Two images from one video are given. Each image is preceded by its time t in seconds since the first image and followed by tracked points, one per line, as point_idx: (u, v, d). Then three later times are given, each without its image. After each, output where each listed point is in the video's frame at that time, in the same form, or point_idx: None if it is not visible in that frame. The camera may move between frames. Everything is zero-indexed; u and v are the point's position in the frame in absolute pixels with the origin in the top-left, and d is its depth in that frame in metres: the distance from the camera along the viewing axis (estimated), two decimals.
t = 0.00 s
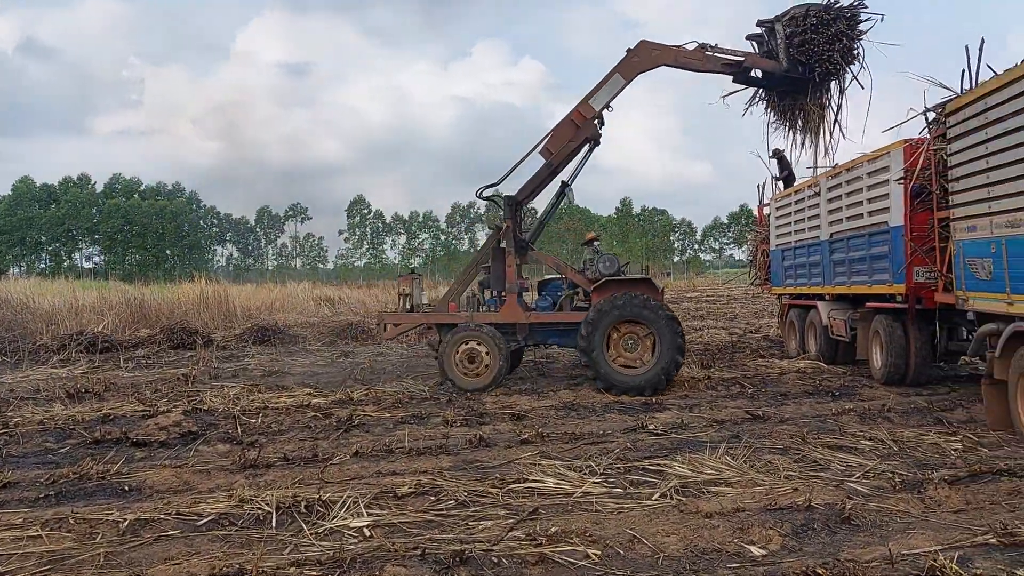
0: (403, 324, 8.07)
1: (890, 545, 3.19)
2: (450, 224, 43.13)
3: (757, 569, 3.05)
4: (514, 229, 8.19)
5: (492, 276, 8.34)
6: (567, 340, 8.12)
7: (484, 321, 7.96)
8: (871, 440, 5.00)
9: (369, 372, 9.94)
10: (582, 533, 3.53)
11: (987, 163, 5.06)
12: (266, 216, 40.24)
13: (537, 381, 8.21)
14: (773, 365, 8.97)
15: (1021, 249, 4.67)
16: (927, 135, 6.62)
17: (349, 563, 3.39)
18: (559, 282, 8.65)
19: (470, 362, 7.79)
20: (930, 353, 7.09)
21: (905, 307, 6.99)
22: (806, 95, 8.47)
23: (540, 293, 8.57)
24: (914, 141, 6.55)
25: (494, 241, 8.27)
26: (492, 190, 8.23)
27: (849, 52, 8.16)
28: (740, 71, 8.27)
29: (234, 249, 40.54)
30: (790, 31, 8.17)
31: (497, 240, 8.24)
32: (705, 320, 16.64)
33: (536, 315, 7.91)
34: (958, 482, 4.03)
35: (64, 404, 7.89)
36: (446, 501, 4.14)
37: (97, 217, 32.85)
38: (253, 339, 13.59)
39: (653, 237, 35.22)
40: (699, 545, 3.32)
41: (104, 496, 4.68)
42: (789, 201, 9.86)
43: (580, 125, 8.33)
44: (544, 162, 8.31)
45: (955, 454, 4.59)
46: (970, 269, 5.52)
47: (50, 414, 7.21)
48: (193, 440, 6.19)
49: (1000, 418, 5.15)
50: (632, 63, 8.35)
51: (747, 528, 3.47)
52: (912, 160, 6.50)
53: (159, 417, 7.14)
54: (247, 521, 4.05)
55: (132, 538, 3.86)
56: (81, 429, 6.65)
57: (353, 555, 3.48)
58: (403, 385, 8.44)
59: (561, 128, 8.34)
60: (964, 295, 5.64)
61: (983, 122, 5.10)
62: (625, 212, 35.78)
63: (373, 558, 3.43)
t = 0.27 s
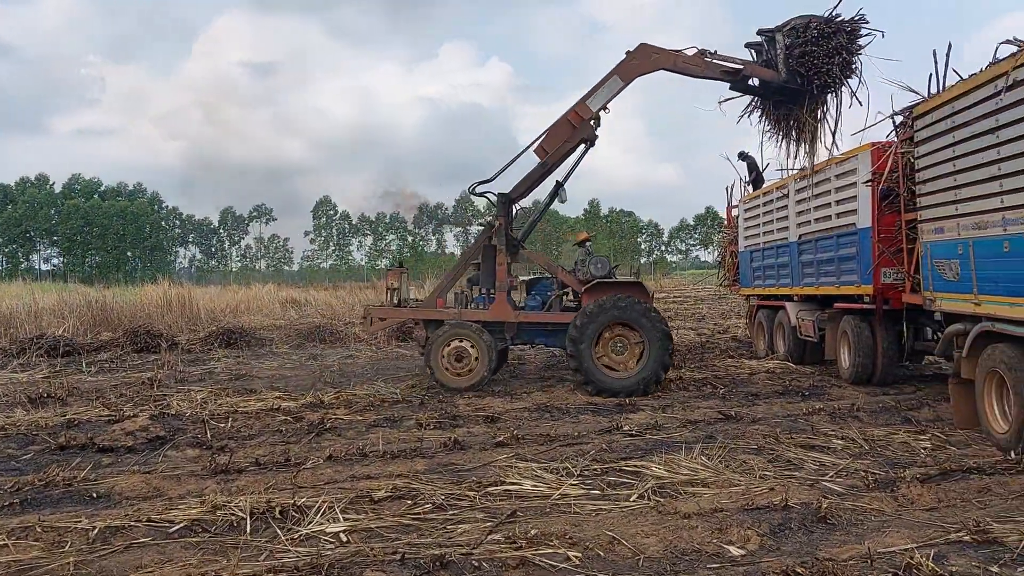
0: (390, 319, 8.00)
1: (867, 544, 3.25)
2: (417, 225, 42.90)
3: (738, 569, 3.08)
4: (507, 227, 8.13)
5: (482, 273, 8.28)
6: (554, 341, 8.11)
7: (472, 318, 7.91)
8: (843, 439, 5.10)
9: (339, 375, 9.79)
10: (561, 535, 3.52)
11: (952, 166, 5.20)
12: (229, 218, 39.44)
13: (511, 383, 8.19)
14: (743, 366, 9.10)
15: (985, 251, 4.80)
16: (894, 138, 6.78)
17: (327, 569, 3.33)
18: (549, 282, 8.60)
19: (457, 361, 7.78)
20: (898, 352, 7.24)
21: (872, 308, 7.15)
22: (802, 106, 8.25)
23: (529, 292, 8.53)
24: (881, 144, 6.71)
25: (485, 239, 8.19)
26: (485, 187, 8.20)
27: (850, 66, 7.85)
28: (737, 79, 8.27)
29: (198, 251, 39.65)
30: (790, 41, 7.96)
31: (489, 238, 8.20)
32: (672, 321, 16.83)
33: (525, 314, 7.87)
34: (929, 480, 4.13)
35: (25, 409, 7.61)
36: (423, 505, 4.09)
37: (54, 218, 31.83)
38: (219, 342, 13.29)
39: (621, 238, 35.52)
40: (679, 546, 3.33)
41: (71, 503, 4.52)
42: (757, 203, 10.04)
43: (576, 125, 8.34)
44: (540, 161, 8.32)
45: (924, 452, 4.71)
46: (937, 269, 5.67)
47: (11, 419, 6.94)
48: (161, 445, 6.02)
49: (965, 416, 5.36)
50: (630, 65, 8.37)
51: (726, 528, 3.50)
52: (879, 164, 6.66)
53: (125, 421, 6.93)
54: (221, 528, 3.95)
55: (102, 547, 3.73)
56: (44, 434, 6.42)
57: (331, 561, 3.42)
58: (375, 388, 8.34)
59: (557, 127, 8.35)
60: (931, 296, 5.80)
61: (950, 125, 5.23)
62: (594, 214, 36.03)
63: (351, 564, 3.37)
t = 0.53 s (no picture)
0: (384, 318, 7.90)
1: (846, 542, 3.28)
2: (392, 224, 42.61)
3: (719, 568, 3.09)
4: (502, 226, 8.08)
5: (476, 272, 8.21)
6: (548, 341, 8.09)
7: (466, 318, 7.83)
8: (820, 438, 5.17)
9: (315, 374, 9.67)
10: (543, 535, 3.51)
11: (928, 167, 5.28)
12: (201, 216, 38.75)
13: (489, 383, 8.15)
14: (720, 365, 9.19)
15: (960, 253, 4.88)
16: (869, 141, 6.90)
17: (306, 571, 3.27)
18: (543, 281, 8.57)
19: (451, 359, 7.68)
20: (872, 352, 7.36)
21: (848, 308, 7.26)
22: (797, 108, 8.32)
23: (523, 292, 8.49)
24: (856, 146, 6.83)
25: (480, 238, 8.13)
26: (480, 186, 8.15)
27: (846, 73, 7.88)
28: (733, 79, 8.34)
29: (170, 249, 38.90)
30: (790, 43, 7.98)
31: (483, 237, 8.13)
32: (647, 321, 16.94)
33: (520, 314, 7.83)
34: (906, 479, 4.20)
35: None
36: (402, 506, 4.04)
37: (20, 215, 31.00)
38: (193, 341, 13.05)
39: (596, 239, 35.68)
40: (660, 546, 3.34)
41: (43, 505, 4.39)
42: (734, 204, 10.15)
43: (573, 125, 8.33)
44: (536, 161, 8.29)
45: (899, 451, 4.79)
46: (913, 270, 5.78)
47: None
48: (134, 445, 5.88)
49: (940, 416, 5.46)
50: (626, 65, 8.40)
51: (706, 527, 3.51)
52: (855, 165, 6.78)
53: (97, 422, 6.75)
54: (197, 530, 3.86)
55: (75, 549, 3.63)
56: (13, 434, 6.24)
57: (310, 562, 3.36)
58: (352, 388, 8.25)
59: (553, 126, 8.34)
60: (906, 296, 5.91)
61: (925, 128, 5.31)
62: (570, 214, 36.14)
63: (331, 566, 3.31)
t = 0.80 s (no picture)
0: (384, 320, 7.85)
1: (832, 545, 3.30)
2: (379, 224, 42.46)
3: (705, 570, 3.09)
4: (503, 227, 8.07)
5: (477, 273, 8.18)
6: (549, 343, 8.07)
7: (468, 320, 7.78)
8: (805, 440, 5.20)
9: (299, 374, 9.58)
10: (529, 537, 3.49)
11: (914, 172, 5.32)
12: (187, 214, 38.35)
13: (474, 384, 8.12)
14: (706, 367, 9.23)
15: (945, 257, 4.93)
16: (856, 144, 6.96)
17: (291, 573, 3.23)
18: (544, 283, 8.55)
19: (454, 357, 7.64)
20: (857, 354, 7.43)
21: (833, 311, 7.31)
22: (791, 115, 8.30)
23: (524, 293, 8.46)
24: (843, 150, 6.89)
25: (481, 239, 8.12)
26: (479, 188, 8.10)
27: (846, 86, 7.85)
28: (734, 82, 8.38)
29: (153, 246, 38.45)
30: (796, 47, 7.96)
31: (484, 237, 8.12)
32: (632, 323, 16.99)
33: (521, 315, 7.79)
34: (890, 481, 4.23)
35: None
36: (388, 506, 4.01)
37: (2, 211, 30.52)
38: (176, 340, 12.89)
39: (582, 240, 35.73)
40: (647, 548, 3.33)
41: (23, 505, 4.31)
42: (720, 207, 10.21)
43: (574, 127, 8.32)
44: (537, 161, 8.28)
45: (884, 454, 4.82)
46: (898, 273, 5.83)
47: None
48: (117, 444, 5.79)
49: (924, 419, 5.51)
50: (626, 68, 8.42)
51: (693, 529, 3.52)
52: (841, 169, 6.83)
53: (79, 420, 6.64)
54: (180, 530, 3.80)
55: (56, 549, 3.56)
56: None
57: (294, 563, 3.32)
58: (337, 387, 8.18)
59: (555, 127, 8.32)
60: (892, 299, 5.97)
61: (912, 132, 5.34)
62: (556, 215, 36.19)
63: (316, 567, 3.27)
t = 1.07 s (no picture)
0: (379, 317, 7.80)
1: (815, 545, 3.32)
2: (362, 224, 42.23)
3: (689, 570, 3.10)
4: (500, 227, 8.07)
5: (474, 273, 8.29)
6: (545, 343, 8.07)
7: (463, 318, 7.74)
8: (788, 441, 5.24)
9: (282, 375, 9.49)
10: (514, 538, 3.48)
11: (896, 174, 5.38)
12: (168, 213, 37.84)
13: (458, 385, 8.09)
14: (689, 368, 9.28)
15: (927, 258, 4.99)
16: (838, 147, 7.03)
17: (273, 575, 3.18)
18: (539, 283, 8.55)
19: (450, 354, 7.57)
20: (838, 355, 7.50)
21: (816, 312, 7.38)
22: (783, 129, 8.31)
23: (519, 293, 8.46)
24: (825, 152, 6.95)
25: (479, 238, 8.15)
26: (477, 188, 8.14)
27: (841, 106, 7.86)
28: (731, 91, 8.44)
29: (134, 246, 37.90)
30: (799, 61, 8.03)
31: (482, 237, 8.13)
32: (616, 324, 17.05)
33: (516, 314, 7.77)
34: (872, 481, 4.28)
35: None
36: (371, 508, 3.97)
37: None
38: (157, 340, 12.71)
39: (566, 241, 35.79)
40: (631, 548, 3.33)
41: None
42: (704, 208, 10.28)
43: (572, 130, 8.33)
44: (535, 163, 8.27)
45: (866, 454, 4.87)
46: (880, 275, 5.89)
47: None
48: (96, 446, 5.68)
49: (905, 418, 5.58)
50: (626, 72, 8.43)
51: (677, 530, 3.52)
52: (824, 171, 6.89)
53: (57, 422, 6.52)
54: (161, 532, 3.73)
55: (33, 552, 3.48)
56: None
57: (276, 566, 3.27)
58: (320, 388, 8.11)
59: (553, 129, 8.32)
60: (874, 300, 6.04)
61: (894, 134, 5.40)
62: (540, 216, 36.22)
63: (298, 569, 3.23)
